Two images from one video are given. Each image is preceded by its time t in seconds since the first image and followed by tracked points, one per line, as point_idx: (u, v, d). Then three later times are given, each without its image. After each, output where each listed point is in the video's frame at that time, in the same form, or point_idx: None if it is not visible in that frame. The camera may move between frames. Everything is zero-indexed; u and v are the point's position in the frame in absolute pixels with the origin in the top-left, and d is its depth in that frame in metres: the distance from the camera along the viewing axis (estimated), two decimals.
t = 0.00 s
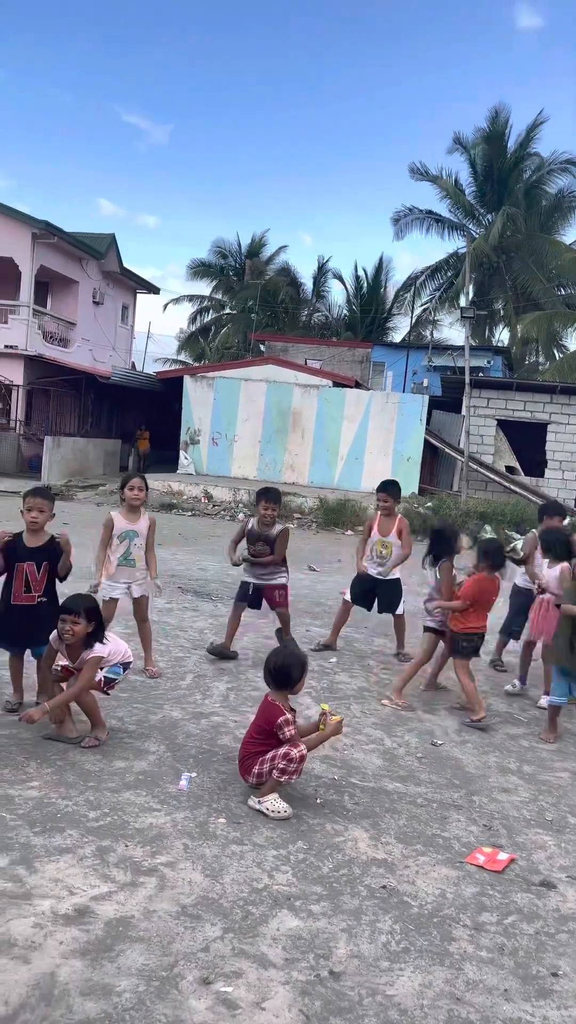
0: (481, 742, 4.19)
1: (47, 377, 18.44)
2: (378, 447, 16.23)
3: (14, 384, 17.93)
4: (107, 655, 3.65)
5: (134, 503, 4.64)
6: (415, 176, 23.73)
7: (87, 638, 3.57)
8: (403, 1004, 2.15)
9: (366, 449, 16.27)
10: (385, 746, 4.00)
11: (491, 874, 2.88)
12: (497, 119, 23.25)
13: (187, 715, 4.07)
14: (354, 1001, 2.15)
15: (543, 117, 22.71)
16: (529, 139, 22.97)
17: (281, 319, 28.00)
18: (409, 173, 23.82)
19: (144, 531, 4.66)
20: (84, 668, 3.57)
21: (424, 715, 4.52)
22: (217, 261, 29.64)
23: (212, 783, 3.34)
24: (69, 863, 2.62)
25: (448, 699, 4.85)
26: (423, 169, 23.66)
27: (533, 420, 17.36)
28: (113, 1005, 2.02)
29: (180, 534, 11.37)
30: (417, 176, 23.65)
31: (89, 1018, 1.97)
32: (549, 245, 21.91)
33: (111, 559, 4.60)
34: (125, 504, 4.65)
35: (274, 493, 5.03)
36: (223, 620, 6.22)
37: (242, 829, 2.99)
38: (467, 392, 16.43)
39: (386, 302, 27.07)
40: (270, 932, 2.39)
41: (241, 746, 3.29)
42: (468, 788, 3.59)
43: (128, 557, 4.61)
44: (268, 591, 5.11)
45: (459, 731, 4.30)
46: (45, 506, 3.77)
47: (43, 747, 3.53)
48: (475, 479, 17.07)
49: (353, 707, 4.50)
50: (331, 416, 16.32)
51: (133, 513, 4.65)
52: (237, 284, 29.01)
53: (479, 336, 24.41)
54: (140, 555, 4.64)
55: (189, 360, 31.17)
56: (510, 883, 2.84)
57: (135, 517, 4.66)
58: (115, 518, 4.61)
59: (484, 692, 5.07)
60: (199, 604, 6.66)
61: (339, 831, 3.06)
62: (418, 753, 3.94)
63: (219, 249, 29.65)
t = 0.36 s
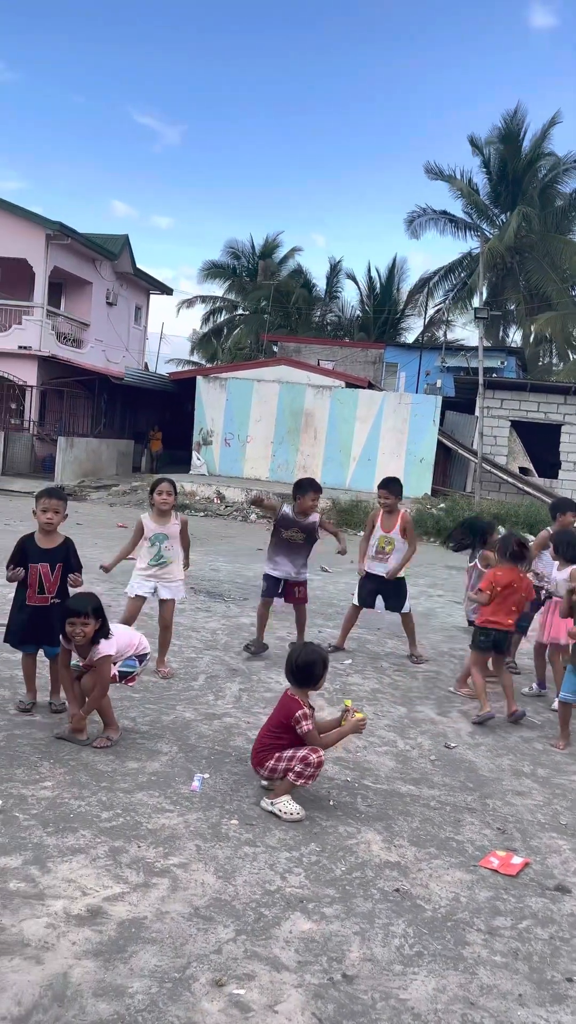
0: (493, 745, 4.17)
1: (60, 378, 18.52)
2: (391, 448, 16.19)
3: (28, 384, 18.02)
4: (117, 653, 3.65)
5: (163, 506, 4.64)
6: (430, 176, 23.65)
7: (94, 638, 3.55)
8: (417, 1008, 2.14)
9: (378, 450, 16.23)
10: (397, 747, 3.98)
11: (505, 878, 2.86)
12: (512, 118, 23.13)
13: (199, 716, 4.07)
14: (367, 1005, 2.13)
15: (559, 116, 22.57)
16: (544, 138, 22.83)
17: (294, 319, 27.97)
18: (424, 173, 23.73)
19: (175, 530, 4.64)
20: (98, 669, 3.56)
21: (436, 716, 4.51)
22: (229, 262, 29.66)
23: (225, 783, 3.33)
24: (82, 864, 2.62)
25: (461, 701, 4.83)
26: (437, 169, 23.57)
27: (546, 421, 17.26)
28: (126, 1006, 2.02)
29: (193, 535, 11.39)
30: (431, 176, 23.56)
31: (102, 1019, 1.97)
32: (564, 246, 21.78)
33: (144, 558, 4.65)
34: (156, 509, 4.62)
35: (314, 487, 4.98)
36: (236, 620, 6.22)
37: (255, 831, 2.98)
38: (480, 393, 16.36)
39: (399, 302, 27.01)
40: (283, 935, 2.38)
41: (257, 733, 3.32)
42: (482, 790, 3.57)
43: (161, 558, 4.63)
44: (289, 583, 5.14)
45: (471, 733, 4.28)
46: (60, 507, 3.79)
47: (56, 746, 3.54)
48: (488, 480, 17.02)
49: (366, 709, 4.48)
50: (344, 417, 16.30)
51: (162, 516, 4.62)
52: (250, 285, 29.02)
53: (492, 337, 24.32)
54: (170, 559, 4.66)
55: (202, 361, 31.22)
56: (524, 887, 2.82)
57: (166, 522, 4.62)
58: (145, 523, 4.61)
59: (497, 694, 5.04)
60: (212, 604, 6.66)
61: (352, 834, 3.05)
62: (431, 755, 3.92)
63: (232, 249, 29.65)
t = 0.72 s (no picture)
0: (502, 745, 4.16)
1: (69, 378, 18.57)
2: (399, 449, 16.17)
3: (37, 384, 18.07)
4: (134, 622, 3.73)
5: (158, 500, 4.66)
6: (438, 176, 23.62)
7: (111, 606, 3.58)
8: (424, 1010, 2.13)
9: (386, 450, 16.22)
10: (405, 748, 3.97)
11: (513, 879, 2.86)
12: (521, 118, 23.09)
13: (206, 716, 4.07)
14: (374, 1006, 2.13)
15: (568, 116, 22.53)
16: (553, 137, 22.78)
17: (302, 320, 27.96)
18: (432, 173, 23.70)
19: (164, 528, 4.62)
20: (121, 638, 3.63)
21: (445, 717, 4.50)
22: (237, 262, 29.70)
23: (232, 783, 3.34)
24: (90, 863, 2.63)
25: (468, 702, 4.81)
26: (446, 169, 23.55)
27: (555, 421, 17.20)
28: (133, 1006, 2.02)
29: (200, 534, 11.41)
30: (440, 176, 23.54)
31: (110, 1018, 1.97)
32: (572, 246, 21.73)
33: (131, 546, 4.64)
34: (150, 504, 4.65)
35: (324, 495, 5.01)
36: (244, 620, 6.23)
37: (262, 831, 2.98)
38: (489, 393, 16.30)
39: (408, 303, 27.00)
40: (291, 935, 2.38)
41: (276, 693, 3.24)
42: (489, 791, 3.56)
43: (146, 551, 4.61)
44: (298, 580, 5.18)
45: (480, 733, 4.28)
46: (65, 507, 3.80)
47: (64, 745, 3.55)
48: (496, 481, 16.98)
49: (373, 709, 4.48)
50: (352, 418, 16.28)
51: (157, 511, 4.65)
52: (257, 285, 29.05)
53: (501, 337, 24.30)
54: (161, 556, 4.62)
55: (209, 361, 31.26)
56: (532, 888, 2.81)
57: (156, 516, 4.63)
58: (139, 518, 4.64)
59: (504, 695, 5.03)
60: (219, 605, 6.66)
61: (359, 834, 3.05)
62: (439, 756, 3.91)
63: (240, 250, 29.69)
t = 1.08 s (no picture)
0: (495, 744, 4.16)
1: (64, 377, 18.54)
2: (395, 447, 16.18)
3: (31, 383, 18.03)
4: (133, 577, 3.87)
5: (132, 504, 4.65)
6: (433, 175, 23.62)
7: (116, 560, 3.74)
8: (417, 1007, 2.14)
9: (381, 449, 16.22)
10: (399, 747, 3.98)
11: (506, 877, 2.87)
12: (516, 117, 23.12)
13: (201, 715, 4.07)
14: (368, 1003, 2.14)
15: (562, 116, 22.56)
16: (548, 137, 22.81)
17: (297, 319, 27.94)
18: (427, 172, 23.71)
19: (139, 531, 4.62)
20: (128, 583, 3.77)
21: (439, 716, 4.51)
22: (232, 261, 29.66)
23: (226, 783, 3.34)
24: (84, 862, 2.63)
25: (462, 701, 4.81)
26: (441, 168, 23.55)
27: (549, 420, 17.22)
28: (127, 1004, 2.02)
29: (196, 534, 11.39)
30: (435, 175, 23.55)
31: (103, 1017, 1.98)
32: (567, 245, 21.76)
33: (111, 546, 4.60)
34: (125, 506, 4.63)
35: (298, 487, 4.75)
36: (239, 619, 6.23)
37: (256, 830, 2.99)
38: (484, 392, 16.31)
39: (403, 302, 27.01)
40: (284, 933, 2.39)
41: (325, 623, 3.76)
42: (483, 790, 3.57)
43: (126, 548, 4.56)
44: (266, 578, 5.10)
45: (475, 732, 4.29)
46: (59, 506, 3.79)
47: (57, 745, 3.55)
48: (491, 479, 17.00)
49: (368, 708, 4.48)
50: (347, 417, 16.29)
51: (133, 514, 4.63)
52: (252, 283, 29.03)
53: (496, 336, 24.32)
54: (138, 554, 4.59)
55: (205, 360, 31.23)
56: (525, 886, 2.82)
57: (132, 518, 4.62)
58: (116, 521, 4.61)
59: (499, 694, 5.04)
60: (214, 604, 6.65)
61: (353, 832, 3.06)
62: (434, 755, 3.91)
63: (235, 249, 29.65)
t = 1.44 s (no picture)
0: (491, 741, 4.17)
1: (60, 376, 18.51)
2: (391, 445, 16.20)
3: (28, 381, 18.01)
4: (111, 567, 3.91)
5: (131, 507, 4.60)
6: (430, 171, 23.60)
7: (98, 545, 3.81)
8: (412, 1002, 2.15)
9: (378, 447, 16.23)
10: (395, 744, 3.99)
11: (501, 872, 2.88)
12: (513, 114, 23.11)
13: (197, 713, 4.08)
14: (362, 999, 2.15)
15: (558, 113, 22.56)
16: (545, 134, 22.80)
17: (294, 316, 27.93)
18: (424, 168, 23.69)
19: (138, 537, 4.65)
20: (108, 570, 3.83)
21: (435, 713, 4.51)
22: (229, 259, 29.61)
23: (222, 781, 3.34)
24: (80, 858, 2.64)
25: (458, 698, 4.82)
26: (438, 165, 23.53)
27: (546, 418, 17.23)
28: (122, 1001, 2.03)
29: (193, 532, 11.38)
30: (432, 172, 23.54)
31: (99, 1013, 1.99)
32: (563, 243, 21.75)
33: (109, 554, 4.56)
34: (123, 511, 4.59)
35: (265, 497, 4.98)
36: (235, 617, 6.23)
37: (252, 827, 2.99)
38: (481, 390, 16.33)
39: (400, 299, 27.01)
40: (280, 928, 2.40)
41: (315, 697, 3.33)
42: (479, 787, 3.57)
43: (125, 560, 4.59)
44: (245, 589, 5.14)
45: (471, 729, 4.30)
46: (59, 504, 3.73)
47: (54, 742, 3.56)
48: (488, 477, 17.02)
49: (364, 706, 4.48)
50: (343, 415, 16.31)
51: (130, 519, 4.61)
52: (249, 281, 29.02)
53: (493, 333, 24.32)
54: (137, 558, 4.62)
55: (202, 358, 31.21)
56: (519, 881, 2.83)
57: (131, 524, 4.61)
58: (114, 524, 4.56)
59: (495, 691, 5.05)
60: (211, 602, 6.65)
61: (349, 829, 3.07)
62: (430, 752, 3.92)
63: (231, 248, 29.61)
